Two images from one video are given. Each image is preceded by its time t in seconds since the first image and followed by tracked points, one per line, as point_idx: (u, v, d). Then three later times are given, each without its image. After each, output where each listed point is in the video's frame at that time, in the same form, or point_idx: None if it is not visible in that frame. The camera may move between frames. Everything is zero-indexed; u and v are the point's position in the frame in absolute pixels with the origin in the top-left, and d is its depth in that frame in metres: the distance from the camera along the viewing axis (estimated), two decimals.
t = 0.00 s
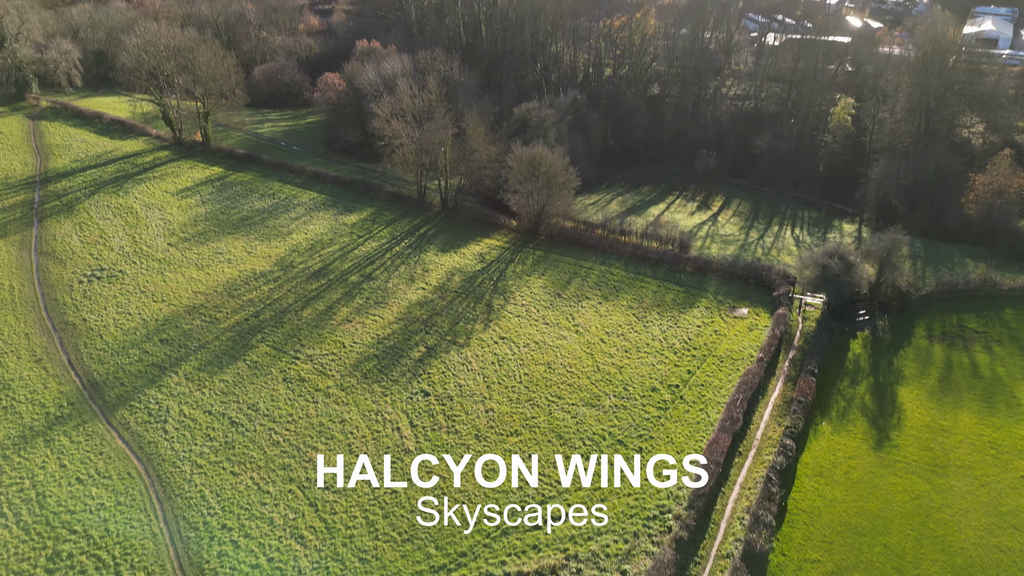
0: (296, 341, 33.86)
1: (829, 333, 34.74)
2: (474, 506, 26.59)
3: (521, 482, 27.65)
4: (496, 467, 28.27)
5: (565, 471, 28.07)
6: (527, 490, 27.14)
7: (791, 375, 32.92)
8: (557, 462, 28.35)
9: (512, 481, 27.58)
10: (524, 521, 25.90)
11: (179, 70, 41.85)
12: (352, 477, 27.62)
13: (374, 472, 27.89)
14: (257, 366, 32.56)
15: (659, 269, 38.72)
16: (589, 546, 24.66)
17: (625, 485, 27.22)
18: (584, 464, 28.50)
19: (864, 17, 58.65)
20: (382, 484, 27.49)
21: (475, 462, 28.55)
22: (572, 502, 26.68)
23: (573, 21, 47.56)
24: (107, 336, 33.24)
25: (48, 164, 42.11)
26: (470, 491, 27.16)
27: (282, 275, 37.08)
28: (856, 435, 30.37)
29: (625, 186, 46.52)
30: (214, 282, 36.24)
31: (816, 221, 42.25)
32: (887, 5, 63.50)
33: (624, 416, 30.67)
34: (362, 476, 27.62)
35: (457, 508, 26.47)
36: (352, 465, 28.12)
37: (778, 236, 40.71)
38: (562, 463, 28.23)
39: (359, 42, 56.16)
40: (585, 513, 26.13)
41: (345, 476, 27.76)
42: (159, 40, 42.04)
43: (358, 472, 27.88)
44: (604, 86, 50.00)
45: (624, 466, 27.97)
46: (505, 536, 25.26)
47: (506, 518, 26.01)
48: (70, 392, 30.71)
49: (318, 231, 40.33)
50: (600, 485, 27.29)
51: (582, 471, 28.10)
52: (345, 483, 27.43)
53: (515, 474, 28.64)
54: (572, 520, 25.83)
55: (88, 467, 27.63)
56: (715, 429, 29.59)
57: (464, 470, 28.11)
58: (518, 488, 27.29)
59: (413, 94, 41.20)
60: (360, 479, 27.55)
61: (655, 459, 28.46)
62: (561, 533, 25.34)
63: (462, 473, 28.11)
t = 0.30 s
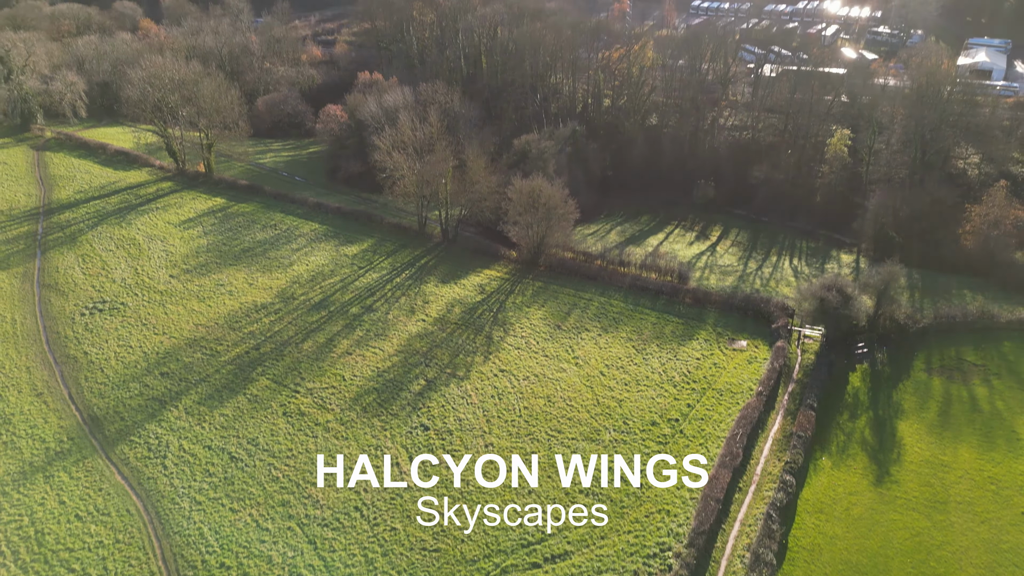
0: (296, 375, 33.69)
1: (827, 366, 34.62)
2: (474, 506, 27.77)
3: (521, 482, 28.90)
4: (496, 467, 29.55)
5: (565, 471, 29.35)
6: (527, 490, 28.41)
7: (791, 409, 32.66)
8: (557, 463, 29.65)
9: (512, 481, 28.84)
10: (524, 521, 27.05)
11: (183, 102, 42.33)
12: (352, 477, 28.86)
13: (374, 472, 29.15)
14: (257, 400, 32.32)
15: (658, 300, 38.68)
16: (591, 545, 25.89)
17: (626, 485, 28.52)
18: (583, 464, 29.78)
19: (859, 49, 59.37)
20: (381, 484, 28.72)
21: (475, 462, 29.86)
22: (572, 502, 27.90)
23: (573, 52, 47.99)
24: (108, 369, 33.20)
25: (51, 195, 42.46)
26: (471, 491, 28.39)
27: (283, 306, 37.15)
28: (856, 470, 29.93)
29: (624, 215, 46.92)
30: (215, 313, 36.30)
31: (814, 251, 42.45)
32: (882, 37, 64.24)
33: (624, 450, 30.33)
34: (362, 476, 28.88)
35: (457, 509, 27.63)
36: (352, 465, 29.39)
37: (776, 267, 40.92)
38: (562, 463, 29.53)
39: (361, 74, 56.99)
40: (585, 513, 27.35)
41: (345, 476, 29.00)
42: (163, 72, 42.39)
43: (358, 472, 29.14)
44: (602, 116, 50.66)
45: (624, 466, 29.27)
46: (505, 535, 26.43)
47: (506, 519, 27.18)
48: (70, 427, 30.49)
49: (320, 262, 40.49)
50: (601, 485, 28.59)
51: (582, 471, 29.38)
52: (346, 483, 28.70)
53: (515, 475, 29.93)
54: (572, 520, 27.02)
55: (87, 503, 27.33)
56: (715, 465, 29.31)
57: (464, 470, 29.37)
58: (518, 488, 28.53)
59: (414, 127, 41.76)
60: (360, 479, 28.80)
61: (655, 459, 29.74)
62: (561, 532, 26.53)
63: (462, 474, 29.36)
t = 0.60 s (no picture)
0: (296, 409, 33.38)
1: (827, 400, 34.25)
2: (475, 507, 28.89)
3: (521, 482, 30.11)
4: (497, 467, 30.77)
5: (564, 472, 30.58)
6: (527, 489, 29.61)
7: (791, 443, 32.02)
8: (558, 463, 30.88)
9: (512, 482, 30.04)
10: (524, 521, 28.19)
11: (187, 134, 42.84)
12: (352, 478, 30.03)
13: (374, 472, 30.33)
14: (256, 434, 31.95)
15: (658, 331, 38.56)
16: (592, 543, 27.02)
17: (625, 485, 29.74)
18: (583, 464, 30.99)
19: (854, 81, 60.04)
20: (382, 484, 29.89)
21: (476, 461, 31.06)
22: (572, 502, 29.04)
23: (573, 83, 49.21)
24: (108, 403, 32.96)
25: (54, 226, 42.80)
26: (472, 491, 29.54)
27: (283, 338, 37.14)
28: (857, 506, 29.30)
29: (623, 244, 47.24)
30: (215, 346, 36.29)
31: (813, 281, 42.63)
32: (877, 68, 64.97)
33: (625, 486, 29.75)
34: (362, 476, 30.05)
35: (457, 509, 28.74)
36: (353, 465, 30.58)
37: (775, 297, 41.07)
38: (563, 464, 30.77)
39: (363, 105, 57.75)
40: (585, 512, 28.51)
41: (346, 477, 30.15)
42: (168, 105, 42.99)
43: (359, 472, 30.31)
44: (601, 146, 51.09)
45: (623, 466, 30.46)
46: (505, 535, 27.53)
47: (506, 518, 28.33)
48: (70, 462, 30.12)
49: (320, 293, 40.59)
50: (600, 485, 29.82)
51: (582, 471, 30.62)
52: (346, 483, 29.86)
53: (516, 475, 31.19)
54: (572, 520, 28.16)
55: (86, 540, 26.79)
56: (715, 501, 28.70)
57: (464, 470, 30.54)
58: (518, 488, 29.72)
59: (415, 159, 42.17)
60: (361, 478, 29.97)
61: (655, 459, 31.00)
62: (560, 531, 27.71)
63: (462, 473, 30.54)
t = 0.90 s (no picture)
0: (296, 442, 32.77)
1: (826, 434, 33.98)
2: (475, 506, 29.82)
3: (521, 482, 31.17)
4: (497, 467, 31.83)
5: (565, 472, 31.63)
6: (528, 489, 30.62)
7: (791, 477, 31.46)
8: (558, 464, 32.01)
9: (512, 482, 31.08)
10: (524, 520, 29.12)
11: (189, 165, 43.24)
12: (352, 478, 31.01)
13: (374, 472, 31.32)
14: (256, 468, 31.30)
15: (657, 363, 38.41)
16: (593, 543, 27.93)
17: (626, 485, 30.89)
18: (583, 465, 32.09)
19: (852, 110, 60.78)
20: (382, 484, 30.83)
21: (476, 461, 32.17)
22: (572, 502, 30.00)
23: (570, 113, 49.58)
24: (107, 437, 32.47)
25: (57, 256, 43.07)
26: (474, 490, 30.56)
27: (284, 370, 36.95)
28: (859, 542, 28.76)
29: (622, 273, 47.44)
30: (215, 378, 36.09)
31: (812, 311, 42.79)
32: (873, 97, 65.77)
33: (625, 521, 29.01)
34: (362, 476, 31.05)
35: (457, 508, 29.67)
36: (354, 464, 31.55)
37: (774, 328, 41.17)
38: (563, 464, 31.88)
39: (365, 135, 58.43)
40: (585, 512, 29.46)
41: (346, 477, 31.07)
42: (171, 136, 43.51)
43: (359, 472, 31.30)
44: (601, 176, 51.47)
45: (623, 466, 31.62)
46: (505, 559, 27.26)
47: (505, 518, 29.25)
48: (69, 498, 29.41)
49: (320, 324, 40.57)
50: (601, 485, 30.85)
51: (581, 471, 31.70)
52: (346, 483, 30.79)
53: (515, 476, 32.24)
54: (572, 520, 29.11)
55: None
56: (716, 538, 28.03)
57: (463, 469, 31.66)
58: (518, 487, 30.74)
59: (416, 191, 42.60)
60: (360, 479, 30.94)
61: (655, 460, 32.21)
62: (560, 530, 28.65)
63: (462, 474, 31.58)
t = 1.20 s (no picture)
0: (295, 476, 31.93)
1: (827, 467, 33.67)
2: (474, 507, 30.69)
3: (521, 482, 32.25)
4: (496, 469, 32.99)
5: (564, 473, 32.71)
6: (527, 489, 31.69)
7: (792, 512, 30.92)
8: (558, 465, 33.23)
9: (511, 482, 32.12)
10: (524, 520, 29.93)
11: (193, 195, 43.58)
12: (353, 478, 31.97)
13: (373, 473, 32.43)
14: (255, 503, 30.39)
15: (657, 395, 38.16)
16: (595, 542, 28.68)
17: (626, 485, 32.02)
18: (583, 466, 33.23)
19: (847, 140, 61.58)
20: (381, 484, 31.87)
21: (475, 462, 33.41)
22: (572, 502, 30.84)
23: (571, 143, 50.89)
24: (106, 471, 31.65)
25: (59, 286, 43.28)
26: (475, 489, 31.65)
27: (283, 402, 36.58)
28: None
29: (622, 302, 47.56)
30: (216, 411, 35.62)
31: (812, 341, 42.84)
32: (869, 126, 66.74)
33: (626, 557, 27.93)
34: (362, 476, 32.12)
35: (457, 508, 30.51)
36: (353, 465, 32.63)
37: (774, 358, 41.19)
38: (563, 465, 33.09)
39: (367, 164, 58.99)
40: (585, 513, 30.27)
41: (346, 477, 32.03)
42: (175, 167, 43.90)
43: (358, 472, 32.37)
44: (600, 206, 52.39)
45: (623, 466, 32.83)
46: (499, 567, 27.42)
47: (504, 518, 30.07)
48: (67, 534, 28.39)
49: (321, 355, 40.47)
50: (601, 485, 31.93)
51: (581, 471, 32.83)
52: (346, 483, 31.75)
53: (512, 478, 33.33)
54: (571, 519, 29.91)
55: None
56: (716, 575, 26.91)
57: (464, 470, 32.76)
58: (518, 487, 31.77)
59: (417, 222, 42.91)
60: (361, 478, 32.01)
61: (654, 460, 33.50)
62: (560, 528, 29.47)
63: (462, 475, 32.64)
